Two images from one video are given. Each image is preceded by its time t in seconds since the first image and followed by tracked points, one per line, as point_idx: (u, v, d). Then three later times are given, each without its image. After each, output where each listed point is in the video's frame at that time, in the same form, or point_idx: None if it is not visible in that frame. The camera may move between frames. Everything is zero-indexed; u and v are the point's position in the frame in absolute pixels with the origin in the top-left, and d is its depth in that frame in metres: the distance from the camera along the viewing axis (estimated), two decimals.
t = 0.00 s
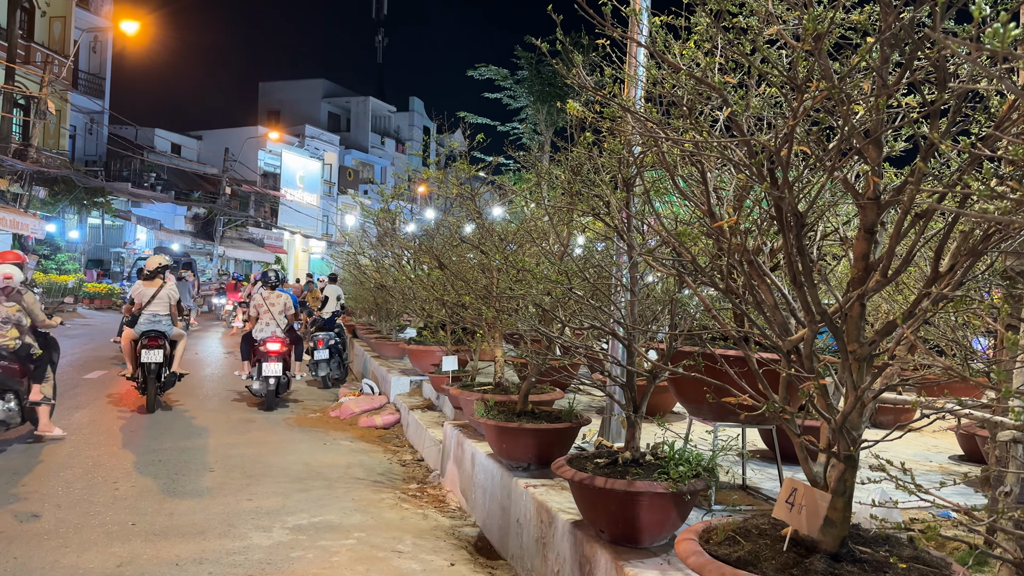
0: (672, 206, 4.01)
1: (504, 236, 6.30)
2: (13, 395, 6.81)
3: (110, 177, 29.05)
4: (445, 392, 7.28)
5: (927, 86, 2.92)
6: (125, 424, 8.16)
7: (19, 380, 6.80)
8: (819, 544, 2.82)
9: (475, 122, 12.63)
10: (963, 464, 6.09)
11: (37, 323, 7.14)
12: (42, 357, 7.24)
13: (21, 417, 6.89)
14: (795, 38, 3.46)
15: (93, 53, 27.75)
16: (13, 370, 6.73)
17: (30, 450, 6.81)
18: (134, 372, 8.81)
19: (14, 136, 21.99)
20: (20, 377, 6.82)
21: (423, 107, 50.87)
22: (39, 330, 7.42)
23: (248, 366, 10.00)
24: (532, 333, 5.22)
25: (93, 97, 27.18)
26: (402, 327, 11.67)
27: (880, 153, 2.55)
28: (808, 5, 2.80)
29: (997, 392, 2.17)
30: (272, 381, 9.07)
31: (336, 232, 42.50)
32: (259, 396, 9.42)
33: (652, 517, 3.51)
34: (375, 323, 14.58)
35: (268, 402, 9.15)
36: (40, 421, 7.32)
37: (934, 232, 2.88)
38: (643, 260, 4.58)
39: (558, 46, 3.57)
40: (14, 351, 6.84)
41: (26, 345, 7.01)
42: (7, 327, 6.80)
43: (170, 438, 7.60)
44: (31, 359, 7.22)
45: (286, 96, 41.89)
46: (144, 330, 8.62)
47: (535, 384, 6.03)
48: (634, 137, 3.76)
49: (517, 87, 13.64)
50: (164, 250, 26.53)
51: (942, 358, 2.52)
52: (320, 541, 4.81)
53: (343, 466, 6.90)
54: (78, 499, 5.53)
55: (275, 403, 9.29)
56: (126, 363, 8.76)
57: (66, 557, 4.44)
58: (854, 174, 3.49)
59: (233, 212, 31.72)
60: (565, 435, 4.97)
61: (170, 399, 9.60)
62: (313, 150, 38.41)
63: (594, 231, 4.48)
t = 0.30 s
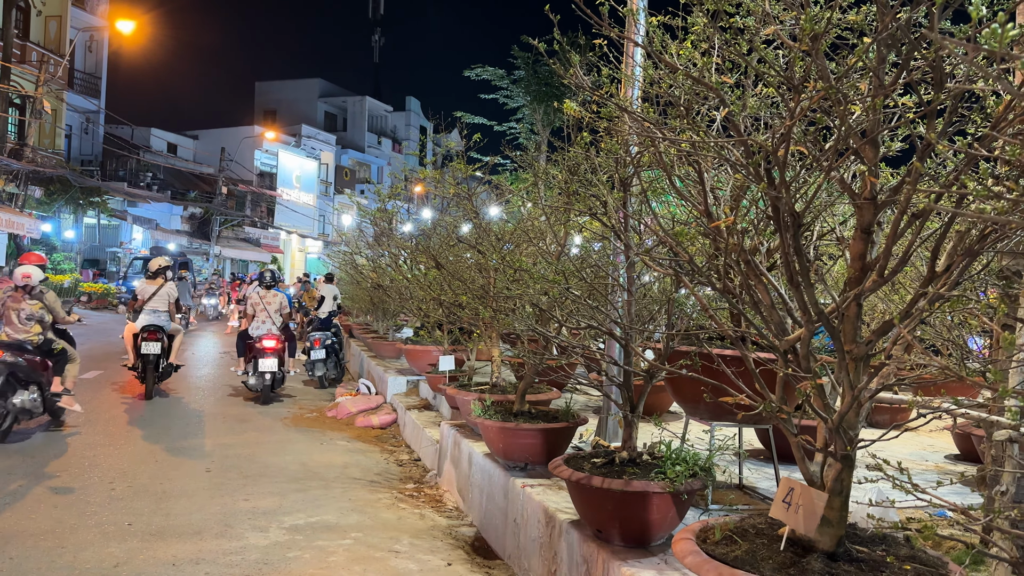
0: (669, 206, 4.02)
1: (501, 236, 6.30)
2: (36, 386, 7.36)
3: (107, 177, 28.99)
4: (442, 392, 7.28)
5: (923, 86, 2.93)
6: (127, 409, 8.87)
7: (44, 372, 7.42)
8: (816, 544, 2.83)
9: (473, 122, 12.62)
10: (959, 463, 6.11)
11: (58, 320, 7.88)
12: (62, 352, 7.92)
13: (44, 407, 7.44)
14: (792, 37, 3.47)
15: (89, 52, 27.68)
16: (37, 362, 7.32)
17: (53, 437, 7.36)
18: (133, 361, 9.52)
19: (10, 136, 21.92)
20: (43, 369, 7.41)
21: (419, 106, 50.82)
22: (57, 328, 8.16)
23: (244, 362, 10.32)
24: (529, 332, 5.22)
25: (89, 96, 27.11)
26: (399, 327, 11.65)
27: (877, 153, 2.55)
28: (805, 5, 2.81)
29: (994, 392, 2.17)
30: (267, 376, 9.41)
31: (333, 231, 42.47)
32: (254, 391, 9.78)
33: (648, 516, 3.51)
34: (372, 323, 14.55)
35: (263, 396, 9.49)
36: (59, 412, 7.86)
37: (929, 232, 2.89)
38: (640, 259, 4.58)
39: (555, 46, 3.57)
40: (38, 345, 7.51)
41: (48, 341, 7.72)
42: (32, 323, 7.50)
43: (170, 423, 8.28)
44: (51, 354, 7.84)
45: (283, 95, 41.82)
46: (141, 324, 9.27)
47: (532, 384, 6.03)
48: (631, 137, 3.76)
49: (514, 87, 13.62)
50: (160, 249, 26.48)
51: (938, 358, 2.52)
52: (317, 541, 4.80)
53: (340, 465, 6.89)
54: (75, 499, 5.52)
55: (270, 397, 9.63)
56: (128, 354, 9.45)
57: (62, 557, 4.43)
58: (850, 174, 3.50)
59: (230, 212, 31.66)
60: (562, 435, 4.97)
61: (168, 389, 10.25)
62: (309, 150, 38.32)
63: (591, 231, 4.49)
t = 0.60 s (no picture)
0: (664, 206, 4.03)
1: (497, 236, 6.30)
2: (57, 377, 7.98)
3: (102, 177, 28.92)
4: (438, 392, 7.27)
5: (918, 87, 2.94)
6: (129, 397, 9.56)
7: (64, 366, 8.02)
8: (811, 544, 2.83)
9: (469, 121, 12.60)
10: (954, 463, 6.13)
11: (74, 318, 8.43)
12: (79, 347, 8.60)
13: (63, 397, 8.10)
14: (787, 38, 3.48)
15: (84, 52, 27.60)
16: (58, 355, 7.90)
17: (72, 424, 8.00)
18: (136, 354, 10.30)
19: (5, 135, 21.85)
20: (63, 362, 7.99)
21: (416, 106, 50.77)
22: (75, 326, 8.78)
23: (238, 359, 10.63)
24: (525, 332, 5.22)
25: (84, 95, 27.03)
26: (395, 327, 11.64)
27: (872, 153, 2.56)
28: (799, 6, 2.82)
29: (987, 392, 2.18)
30: (262, 373, 9.71)
31: (329, 231, 42.44)
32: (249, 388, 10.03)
33: (644, 516, 3.52)
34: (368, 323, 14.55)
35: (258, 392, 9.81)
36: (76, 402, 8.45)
37: (925, 232, 2.89)
38: (636, 259, 4.59)
39: (551, 46, 3.57)
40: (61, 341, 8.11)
41: (67, 338, 8.31)
42: (55, 321, 8.06)
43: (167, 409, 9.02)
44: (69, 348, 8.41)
45: (279, 94, 41.74)
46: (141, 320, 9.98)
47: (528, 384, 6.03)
48: (627, 137, 3.76)
49: (510, 87, 13.61)
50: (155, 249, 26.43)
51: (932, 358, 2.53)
52: (313, 541, 4.80)
53: (336, 466, 6.88)
54: (70, 500, 5.50)
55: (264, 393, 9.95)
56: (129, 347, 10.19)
57: (57, 557, 4.42)
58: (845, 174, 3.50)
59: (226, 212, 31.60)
60: (559, 435, 4.98)
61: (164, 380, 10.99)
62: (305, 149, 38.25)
63: (587, 231, 4.49)
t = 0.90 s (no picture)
0: (660, 206, 4.03)
1: (493, 236, 6.30)
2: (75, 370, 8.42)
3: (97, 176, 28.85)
4: (434, 392, 7.27)
5: (912, 87, 2.94)
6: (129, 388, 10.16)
7: (83, 360, 8.49)
8: (804, 543, 2.84)
9: (465, 121, 12.58)
10: (948, 462, 6.14)
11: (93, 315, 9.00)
12: (96, 342, 8.98)
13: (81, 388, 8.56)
14: (782, 38, 3.48)
15: (79, 51, 27.51)
16: (77, 349, 8.34)
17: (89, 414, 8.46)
18: (137, 347, 10.94)
19: None
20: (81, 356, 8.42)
21: (412, 105, 50.70)
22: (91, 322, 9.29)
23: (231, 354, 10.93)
24: (520, 332, 5.22)
25: (79, 95, 26.94)
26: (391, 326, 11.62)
27: (865, 153, 2.57)
28: (793, 6, 2.82)
29: (980, 390, 2.18)
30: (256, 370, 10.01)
31: (325, 231, 42.44)
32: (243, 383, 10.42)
33: (638, 516, 3.52)
34: (364, 323, 14.53)
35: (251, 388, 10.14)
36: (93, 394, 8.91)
37: (918, 232, 2.89)
38: (631, 259, 4.59)
39: (546, 46, 3.57)
40: (80, 337, 8.62)
41: (87, 334, 8.74)
42: (73, 318, 8.57)
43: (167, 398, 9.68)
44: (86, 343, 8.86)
45: (275, 94, 41.67)
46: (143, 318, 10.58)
47: (523, 384, 6.03)
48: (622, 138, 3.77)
49: (506, 86, 13.59)
50: (150, 249, 26.37)
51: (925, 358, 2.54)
52: (308, 541, 4.79)
53: (331, 466, 6.87)
54: (65, 500, 5.49)
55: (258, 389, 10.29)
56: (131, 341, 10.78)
57: (52, 558, 4.41)
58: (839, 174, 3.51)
59: (222, 212, 31.54)
60: (554, 435, 4.97)
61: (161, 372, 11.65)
62: (301, 149, 38.20)
63: (583, 231, 4.49)
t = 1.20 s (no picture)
0: (656, 205, 4.03)
1: (489, 235, 6.29)
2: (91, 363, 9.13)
3: (93, 176, 28.77)
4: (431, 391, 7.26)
5: (908, 86, 2.95)
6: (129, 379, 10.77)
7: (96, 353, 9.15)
8: (800, 541, 2.85)
9: (462, 121, 12.57)
10: (943, 461, 6.16)
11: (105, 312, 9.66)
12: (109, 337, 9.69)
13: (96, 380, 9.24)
14: (778, 38, 3.49)
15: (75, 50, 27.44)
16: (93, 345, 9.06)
17: (102, 403, 9.10)
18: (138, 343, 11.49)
19: None
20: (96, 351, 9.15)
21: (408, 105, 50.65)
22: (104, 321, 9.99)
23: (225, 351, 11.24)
24: (517, 332, 5.22)
25: (74, 94, 26.87)
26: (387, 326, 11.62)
27: (860, 153, 2.57)
28: (788, 6, 2.83)
29: (975, 389, 2.19)
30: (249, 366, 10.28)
31: (321, 231, 42.39)
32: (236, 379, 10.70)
33: (634, 514, 3.53)
34: (360, 322, 14.51)
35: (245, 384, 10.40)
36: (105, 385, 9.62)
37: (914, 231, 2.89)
38: (627, 258, 4.59)
39: (542, 45, 3.57)
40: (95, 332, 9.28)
41: (100, 330, 9.42)
42: (87, 314, 9.23)
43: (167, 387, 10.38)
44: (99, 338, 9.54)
45: (271, 93, 41.60)
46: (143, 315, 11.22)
47: (520, 383, 6.03)
48: (618, 137, 3.77)
49: (502, 86, 13.58)
50: (146, 249, 26.32)
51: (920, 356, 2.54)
52: (304, 541, 4.78)
53: (327, 465, 6.86)
54: (60, 500, 5.46)
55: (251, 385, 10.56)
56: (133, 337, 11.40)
57: (49, 557, 4.39)
58: (835, 174, 3.51)
59: (217, 211, 31.47)
60: (550, 434, 4.98)
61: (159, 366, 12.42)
62: (297, 149, 38.15)
63: (579, 230, 4.49)
